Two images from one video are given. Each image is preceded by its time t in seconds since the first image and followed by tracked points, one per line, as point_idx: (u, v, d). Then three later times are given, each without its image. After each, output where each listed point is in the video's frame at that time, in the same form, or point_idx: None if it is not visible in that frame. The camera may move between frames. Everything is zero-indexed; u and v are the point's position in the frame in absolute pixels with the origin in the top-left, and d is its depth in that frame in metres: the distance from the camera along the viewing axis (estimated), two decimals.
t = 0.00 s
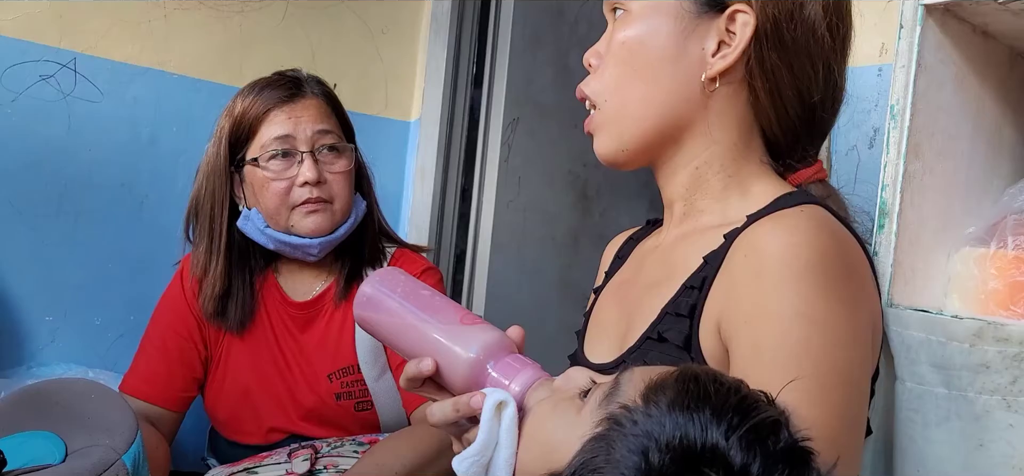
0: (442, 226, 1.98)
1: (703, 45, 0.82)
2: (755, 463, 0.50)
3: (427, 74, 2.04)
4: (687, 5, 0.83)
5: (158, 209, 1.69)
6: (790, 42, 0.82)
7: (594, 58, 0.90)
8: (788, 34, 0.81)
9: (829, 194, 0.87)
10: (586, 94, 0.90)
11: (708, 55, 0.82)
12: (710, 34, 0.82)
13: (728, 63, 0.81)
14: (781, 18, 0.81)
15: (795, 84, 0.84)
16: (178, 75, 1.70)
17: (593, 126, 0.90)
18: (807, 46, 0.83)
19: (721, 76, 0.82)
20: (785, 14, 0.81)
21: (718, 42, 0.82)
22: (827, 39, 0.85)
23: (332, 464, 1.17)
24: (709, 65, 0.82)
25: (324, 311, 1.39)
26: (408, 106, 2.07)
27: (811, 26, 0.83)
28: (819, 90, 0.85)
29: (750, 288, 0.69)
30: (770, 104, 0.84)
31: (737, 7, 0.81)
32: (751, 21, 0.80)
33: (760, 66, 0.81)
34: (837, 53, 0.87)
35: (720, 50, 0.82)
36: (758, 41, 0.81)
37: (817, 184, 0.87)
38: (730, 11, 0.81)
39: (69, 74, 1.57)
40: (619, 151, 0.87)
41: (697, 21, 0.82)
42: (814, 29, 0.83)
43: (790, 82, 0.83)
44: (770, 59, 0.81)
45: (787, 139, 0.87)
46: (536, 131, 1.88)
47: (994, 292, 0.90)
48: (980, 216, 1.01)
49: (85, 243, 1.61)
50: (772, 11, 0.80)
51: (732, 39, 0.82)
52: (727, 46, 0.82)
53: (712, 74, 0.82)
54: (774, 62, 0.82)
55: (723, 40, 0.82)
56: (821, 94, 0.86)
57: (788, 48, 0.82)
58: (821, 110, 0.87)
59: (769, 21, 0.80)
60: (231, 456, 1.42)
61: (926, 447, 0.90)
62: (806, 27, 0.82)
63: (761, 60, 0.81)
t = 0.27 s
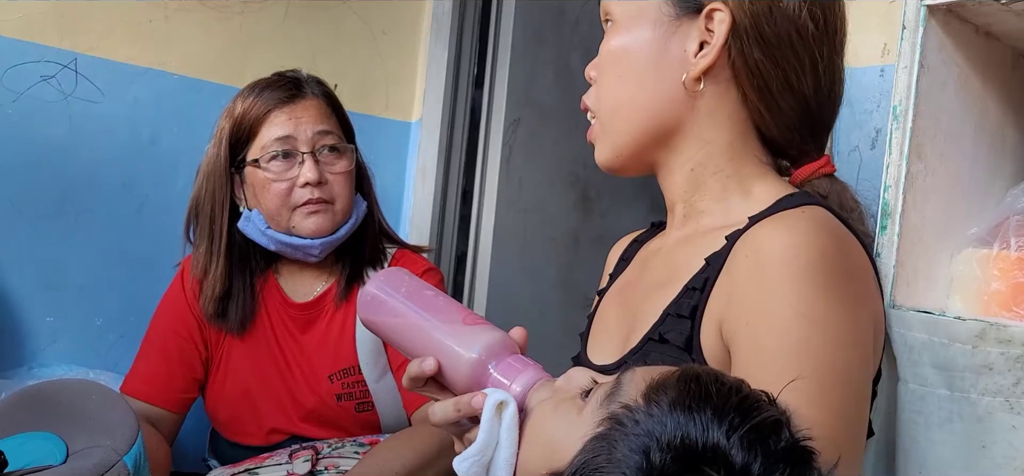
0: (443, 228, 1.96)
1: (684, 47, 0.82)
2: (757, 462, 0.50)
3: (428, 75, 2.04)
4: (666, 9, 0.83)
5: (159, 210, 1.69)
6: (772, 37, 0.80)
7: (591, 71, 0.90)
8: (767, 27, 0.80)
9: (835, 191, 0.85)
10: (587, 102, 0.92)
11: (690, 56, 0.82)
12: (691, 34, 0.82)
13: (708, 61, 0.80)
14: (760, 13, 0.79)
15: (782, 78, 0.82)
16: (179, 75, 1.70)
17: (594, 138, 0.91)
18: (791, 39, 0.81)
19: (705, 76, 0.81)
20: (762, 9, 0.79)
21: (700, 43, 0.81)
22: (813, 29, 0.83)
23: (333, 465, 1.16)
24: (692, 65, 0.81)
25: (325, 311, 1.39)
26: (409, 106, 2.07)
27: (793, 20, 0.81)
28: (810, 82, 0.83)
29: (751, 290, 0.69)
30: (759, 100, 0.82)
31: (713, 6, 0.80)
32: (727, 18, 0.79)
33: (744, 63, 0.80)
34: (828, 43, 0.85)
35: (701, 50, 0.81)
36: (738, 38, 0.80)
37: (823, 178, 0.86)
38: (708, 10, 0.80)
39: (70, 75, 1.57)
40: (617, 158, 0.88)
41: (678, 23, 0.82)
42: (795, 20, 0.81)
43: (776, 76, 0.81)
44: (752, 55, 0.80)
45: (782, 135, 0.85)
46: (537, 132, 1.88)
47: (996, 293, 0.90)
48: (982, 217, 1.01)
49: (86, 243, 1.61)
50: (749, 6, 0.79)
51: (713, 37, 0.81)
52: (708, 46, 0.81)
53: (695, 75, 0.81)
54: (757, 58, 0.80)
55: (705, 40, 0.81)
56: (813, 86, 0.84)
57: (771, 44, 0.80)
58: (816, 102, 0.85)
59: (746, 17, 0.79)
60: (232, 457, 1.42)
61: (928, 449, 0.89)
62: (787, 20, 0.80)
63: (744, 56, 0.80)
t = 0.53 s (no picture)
0: (445, 229, 1.97)
1: (675, 51, 0.82)
2: (757, 463, 0.50)
3: (429, 77, 2.05)
4: (654, 16, 0.83)
5: (163, 211, 1.70)
6: (760, 31, 0.80)
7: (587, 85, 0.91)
8: (755, 21, 0.80)
9: (835, 182, 0.87)
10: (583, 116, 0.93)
11: (683, 60, 0.82)
12: (681, 38, 0.82)
13: (700, 64, 0.80)
14: (746, 9, 0.79)
15: (776, 71, 0.82)
16: (183, 77, 1.71)
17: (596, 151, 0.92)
18: (779, 31, 0.81)
19: (699, 77, 0.82)
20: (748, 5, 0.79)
21: (691, 46, 0.82)
22: (801, 18, 0.83)
23: (336, 465, 1.17)
24: (685, 69, 0.82)
25: (328, 312, 1.39)
26: (411, 108, 2.08)
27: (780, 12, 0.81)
28: (802, 74, 0.84)
29: (752, 291, 0.69)
30: (753, 96, 0.82)
31: (700, 8, 0.80)
32: (714, 18, 0.79)
33: (736, 60, 0.80)
34: (817, 37, 0.85)
35: (692, 53, 0.81)
36: (727, 35, 0.80)
37: (824, 168, 0.87)
38: (694, 12, 0.81)
39: (74, 76, 1.58)
40: (619, 169, 0.89)
41: (667, 28, 0.83)
42: (782, 12, 0.81)
43: (768, 68, 0.81)
44: (743, 52, 0.80)
45: (780, 129, 0.85)
46: (538, 133, 1.89)
47: (996, 295, 0.90)
48: (982, 219, 1.02)
49: (90, 244, 1.61)
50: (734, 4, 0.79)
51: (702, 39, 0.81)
52: (699, 48, 0.81)
53: (689, 78, 0.81)
54: (748, 53, 0.80)
55: (695, 42, 0.82)
56: (807, 77, 0.84)
57: (760, 38, 0.80)
58: (812, 97, 0.86)
59: (732, 14, 0.79)
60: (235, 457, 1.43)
61: (928, 449, 0.90)
62: (773, 13, 0.80)
63: (735, 53, 0.80)
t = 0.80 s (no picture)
0: (446, 230, 1.97)
1: (668, 55, 0.82)
2: (758, 463, 0.51)
3: (431, 77, 2.05)
4: (647, 20, 0.83)
5: (164, 211, 1.71)
6: (750, 35, 0.80)
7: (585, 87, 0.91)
8: (746, 26, 0.79)
9: (833, 184, 0.86)
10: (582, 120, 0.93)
11: (676, 64, 0.82)
12: (675, 42, 0.82)
13: (692, 68, 0.80)
14: (737, 12, 0.79)
15: (767, 75, 0.81)
16: (184, 78, 1.72)
17: (593, 153, 0.92)
18: (769, 34, 0.81)
19: (692, 81, 0.81)
20: (739, 9, 0.79)
21: (683, 50, 0.81)
22: (793, 20, 0.83)
23: (337, 465, 1.17)
24: (678, 72, 0.82)
25: (330, 313, 1.40)
26: (413, 109, 2.08)
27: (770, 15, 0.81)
28: (795, 77, 0.83)
29: (752, 293, 0.69)
30: (746, 99, 0.82)
31: (692, 11, 0.80)
32: (706, 23, 0.79)
33: (727, 64, 0.80)
34: (812, 40, 0.85)
35: (685, 56, 0.81)
36: (719, 40, 0.80)
37: (822, 170, 0.87)
38: (687, 16, 0.80)
39: (76, 77, 1.58)
40: (617, 172, 0.89)
41: (660, 32, 0.83)
42: (772, 15, 0.81)
43: (760, 72, 0.81)
44: (735, 56, 0.80)
45: (774, 131, 0.85)
46: (539, 134, 1.90)
47: (997, 295, 0.90)
48: (983, 220, 1.02)
49: (92, 244, 1.62)
50: (726, 8, 0.78)
51: (695, 42, 0.81)
52: (691, 51, 0.81)
53: (681, 82, 0.81)
54: (739, 57, 0.80)
55: (687, 46, 0.81)
56: (800, 80, 0.84)
57: (751, 42, 0.80)
58: (811, 99, 0.86)
59: (724, 18, 0.79)
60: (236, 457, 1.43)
61: (929, 450, 0.90)
62: (764, 16, 0.80)
63: (727, 57, 0.80)
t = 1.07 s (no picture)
0: (446, 230, 1.97)
1: (668, 56, 0.82)
2: (758, 461, 0.51)
3: (431, 78, 2.05)
4: (647, 20, 0.84)
5: (165, 212, 1.71)
6: (750, 37, 0.80)
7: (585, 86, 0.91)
8: (746, 27, 0.79)
9: (833, 185, 0.86)
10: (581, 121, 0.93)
11: (675, 64, 0.82)
12: (674, 42, 0.82)
13: (691, 69, 0.80)
14: (737, 14, 0.79)
15: (766, 76, 0.81)
16: (185, 79, 1.72)
17: (592, 153, 0.92)
18: (769, 35, 0.81)
19: (691, 81, 0.82)
20: (739, 10, 0.79)
21: (683, 50, 0.82)
22: (793, 23, 0.83)
23: (338, 465, 1.17)
24: (677, 73, 0.82)
25: (331, 314, 1.40)
26: (413, 109, 2.08)
27: (770, 15, 0.80)
28: (795, 78, 0.83)
29: (752, 294, 0.70)
30: (745, 100, 0.82)
31: (692, 12, 0.80)
32: (706, 24, 0.79)
33: (727, 65, 0.80)
34: (812, 38, 0.85)
35: (684, 57, 0.81)
36: (719, 41, 0.80)
37: (822, 172, 0.87)
38: (687, 17, 0.80)
39: (77, 78, 1.59)
40: (618, 171, 0.89)
41: (660, 33, 0.83)
42: (773, 17, 0.81)
43: (759, 74, 0.81)
44: (734, 57, 0.80)
45: (773, 132, 0.85)
46: (540, 135, 1.90)
47: (997, 296, 0.90)
48: (984, 220, 1.02)
49: (93, 245, 1.62)
50: (726, 9, 0.78)
51: (694, 43, 0.81)
52: (690, 52, 0.81)
53: (680, 83, 0.81)
54: (739, 58, 0.80)
55: (687, 47, 0.81)
56: (800, 82, 0.84)
57: (751, 43, 0.80)
58: (810, 103, 0.86)
59: (724, 19, 0.79)
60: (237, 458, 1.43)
61: (929, 450, 0.90)
62: (764, 17, 0.80)
63: (727, 59, 0.80)
